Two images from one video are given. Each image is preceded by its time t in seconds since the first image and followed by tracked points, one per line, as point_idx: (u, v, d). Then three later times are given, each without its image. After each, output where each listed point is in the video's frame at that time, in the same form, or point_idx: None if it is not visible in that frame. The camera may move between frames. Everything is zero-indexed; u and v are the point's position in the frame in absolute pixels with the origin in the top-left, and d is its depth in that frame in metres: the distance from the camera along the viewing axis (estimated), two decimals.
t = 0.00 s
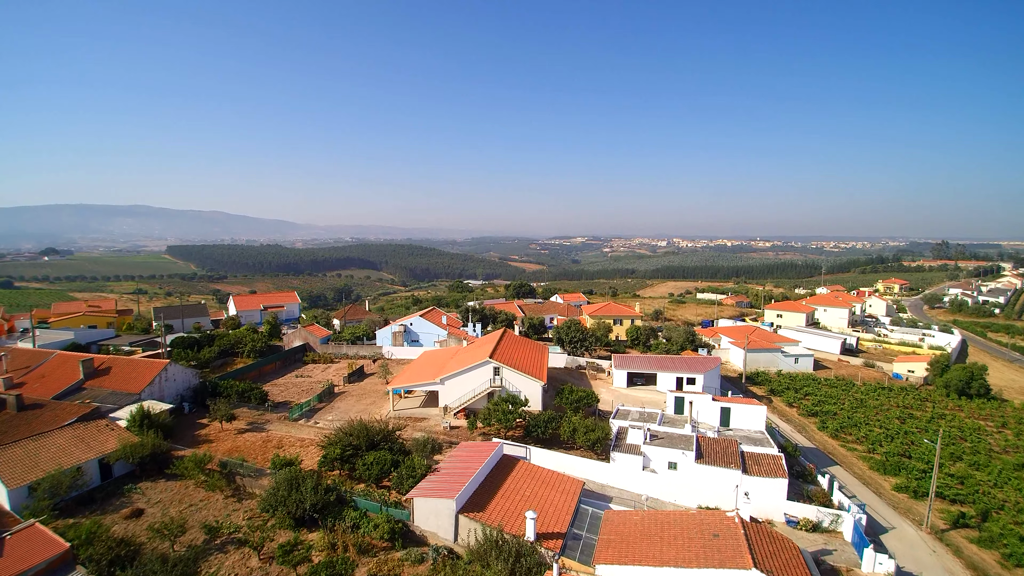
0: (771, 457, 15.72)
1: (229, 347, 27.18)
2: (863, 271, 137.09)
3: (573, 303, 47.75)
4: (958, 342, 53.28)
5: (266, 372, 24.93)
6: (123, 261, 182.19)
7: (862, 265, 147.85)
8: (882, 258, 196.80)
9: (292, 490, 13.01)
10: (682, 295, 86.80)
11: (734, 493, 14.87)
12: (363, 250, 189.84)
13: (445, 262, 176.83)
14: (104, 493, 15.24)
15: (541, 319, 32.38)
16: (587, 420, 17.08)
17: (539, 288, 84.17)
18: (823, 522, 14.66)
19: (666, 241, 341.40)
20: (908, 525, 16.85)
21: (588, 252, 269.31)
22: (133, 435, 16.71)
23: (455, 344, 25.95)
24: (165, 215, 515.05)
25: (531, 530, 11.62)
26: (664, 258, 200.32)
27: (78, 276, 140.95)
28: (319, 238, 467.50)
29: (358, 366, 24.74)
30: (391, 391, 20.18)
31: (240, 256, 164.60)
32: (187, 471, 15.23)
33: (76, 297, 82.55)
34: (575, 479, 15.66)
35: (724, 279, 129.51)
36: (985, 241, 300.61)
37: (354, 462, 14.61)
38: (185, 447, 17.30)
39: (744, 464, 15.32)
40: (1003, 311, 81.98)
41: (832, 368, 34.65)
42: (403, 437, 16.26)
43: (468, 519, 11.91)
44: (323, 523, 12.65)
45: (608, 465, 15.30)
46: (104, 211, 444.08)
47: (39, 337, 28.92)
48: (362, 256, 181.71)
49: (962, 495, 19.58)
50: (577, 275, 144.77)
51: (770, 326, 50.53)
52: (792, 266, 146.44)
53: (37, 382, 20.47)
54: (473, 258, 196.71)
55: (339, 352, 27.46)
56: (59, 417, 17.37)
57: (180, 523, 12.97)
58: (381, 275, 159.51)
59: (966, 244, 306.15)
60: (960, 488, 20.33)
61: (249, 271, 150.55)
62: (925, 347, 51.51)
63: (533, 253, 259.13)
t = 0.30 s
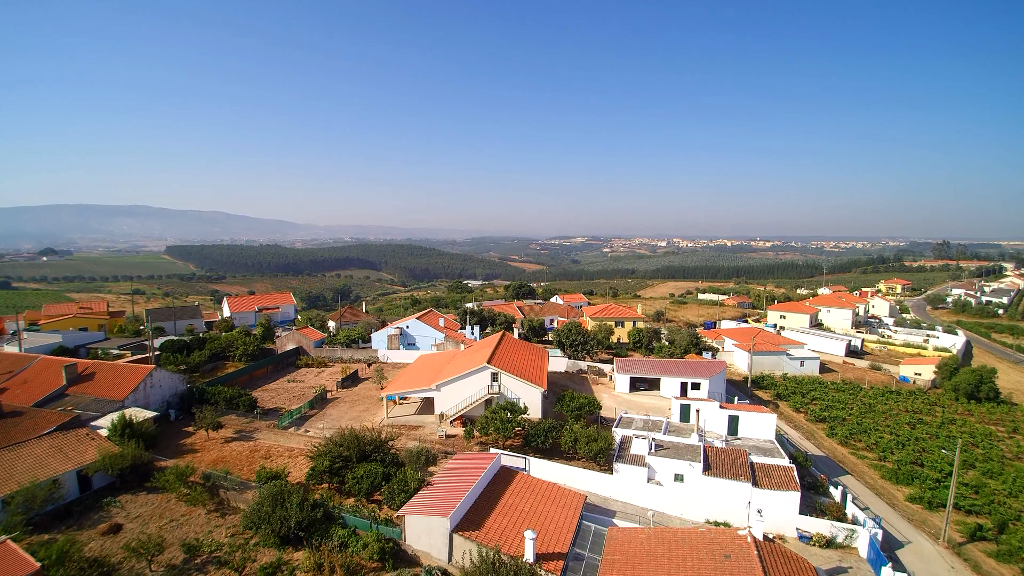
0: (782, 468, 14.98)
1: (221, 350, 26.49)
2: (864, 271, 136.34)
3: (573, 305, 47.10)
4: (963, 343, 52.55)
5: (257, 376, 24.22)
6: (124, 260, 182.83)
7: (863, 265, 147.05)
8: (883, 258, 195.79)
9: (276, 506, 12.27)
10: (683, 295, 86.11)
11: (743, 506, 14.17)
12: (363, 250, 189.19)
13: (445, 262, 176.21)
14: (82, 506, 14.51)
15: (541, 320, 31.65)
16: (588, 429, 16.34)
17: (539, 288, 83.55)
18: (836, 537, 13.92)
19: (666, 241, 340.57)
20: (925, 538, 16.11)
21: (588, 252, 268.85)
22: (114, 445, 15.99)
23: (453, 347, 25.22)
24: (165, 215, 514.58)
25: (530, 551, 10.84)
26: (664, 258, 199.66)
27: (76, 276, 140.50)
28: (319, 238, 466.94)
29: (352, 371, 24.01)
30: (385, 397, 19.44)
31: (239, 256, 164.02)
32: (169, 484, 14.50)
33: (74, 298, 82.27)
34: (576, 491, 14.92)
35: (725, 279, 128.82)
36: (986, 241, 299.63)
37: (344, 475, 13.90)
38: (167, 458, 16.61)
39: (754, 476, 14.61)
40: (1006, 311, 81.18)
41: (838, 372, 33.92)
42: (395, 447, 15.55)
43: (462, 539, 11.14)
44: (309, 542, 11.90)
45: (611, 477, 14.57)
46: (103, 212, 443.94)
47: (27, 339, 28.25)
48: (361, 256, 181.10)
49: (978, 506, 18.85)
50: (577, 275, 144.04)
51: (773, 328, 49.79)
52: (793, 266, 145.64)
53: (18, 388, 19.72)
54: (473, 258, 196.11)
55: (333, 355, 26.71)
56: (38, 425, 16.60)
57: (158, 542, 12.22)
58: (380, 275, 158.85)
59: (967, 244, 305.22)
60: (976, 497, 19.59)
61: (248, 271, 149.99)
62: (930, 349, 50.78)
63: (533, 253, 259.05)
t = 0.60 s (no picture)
0: (795, 481, 14.23)
1: (211, 353, 25.82)
2: (866, 271, 135.38)
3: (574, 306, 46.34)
4: (969, 345, 51.74)
5: (248, 381, 23.54)
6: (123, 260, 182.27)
7: (865, 266, 146.11)
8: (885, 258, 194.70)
9: (260, 523, 11.53)
10: (685, 296, 85.37)
11: (754, 521, 13.43)
12: (362, 250, 188.50)
13: (444, 262, 175.48)
14: (58, 521, 13.73)
15: (541, 323, 30.88)
16: (591, 439, 15.60)
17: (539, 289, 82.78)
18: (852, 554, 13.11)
19: (666, 241, 339.57)
20: (944, 554, 15.37)
21: (588, 253, 268.10)
22: (94, 456, 15.29)
23: (450, 351, 24.45)
24: (165, 215, 514.60)
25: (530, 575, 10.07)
26: (664, 258, 198.93)
27: (74, 276, 139.88)
28: (319, 238, 466.34)
29: (346, 376, 23.29)
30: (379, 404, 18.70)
31: (237, 256, 163.28)
32: (149, 499, 13.79)
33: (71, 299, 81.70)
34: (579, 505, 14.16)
35: (725, 279, 128.07)
36: (987, 241, 298.55)
37: (332, 490, 13.19)
38: (148, 470, 15.96)
39: (765, 489, 13.86)
40: (1011, 312, 80.24)
41: (845, 375, 33.17)
42: (387, 459, 14.85)
43: (457, 561, 10.40)
44: (294, 563, 11.15)
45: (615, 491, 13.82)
46: (103, 212, 443.53)
47: (13, 342, 27.52)
48: (361, 256, 180.34)
49: (997, 517, 18.09)
50: (578, 275, 143.32)
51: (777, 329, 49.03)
52: (794, 266, 144.83)
53: None
54: (473, 258, 195.38)
55: (327, 359, 25.98)
56: (15, 434, 15.83)
57: (134, 563, 11.48)
58: (380, 275, 158.22)
59: (968, 244, 303.62)
60: (993, 508, 18.84)
61: (246, 271, 149.30)
62: (936, 351, 50.03)
63: (533, 253, 258.49)
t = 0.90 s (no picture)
0: (809, 496, 13.47)
1: (201, 357, 25.20)
2: (868, 271, 134.56)
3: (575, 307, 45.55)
4: (976, 346, 50.94)
5: (238, 386, 22.88)
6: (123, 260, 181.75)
7: (866, 266, 145.25)
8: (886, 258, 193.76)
9: (240, 544, 10.78)
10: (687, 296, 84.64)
11: (766, 538, 12.69)
12: (362, 250, 187.72)
13: (444, 262, 174.71)
14: (32, 537, 12.93)
15: (542, 325, 30.13)
16: (594, 449, 14.86)
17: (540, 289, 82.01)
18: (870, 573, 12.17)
19: (667, 241, 338.69)
20: (965, 571, 14.61)
21: (588, 253, 267.26)
22: (72, 467, 14.53)
23: (448, 355, 23.68)
24: (164, 215, 513.71)
25: None
26: (665, 258, 198.12)
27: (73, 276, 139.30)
28: (319, 238, 465.84)
29: (339, 381, 22.55)
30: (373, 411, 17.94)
31: (236, 256, 162.57)
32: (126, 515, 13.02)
33: (68, 300, 81.11)
34: (582, 521, 13.42)
35: (727, 279, 127.29)
36: (988, 241, 297.06)
37: (320, 506, 12.48)
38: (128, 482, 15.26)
39: (778, 504, 13.10)
40: (1016, 313, 79.37)
41: (852, 379, 32.41)
42: (378, 471, 14.14)
43: None
44: None
45: (620, 505, 13.08)
46: (103, 212, 443.31)
47: None
48: (360, 256, 179.54)
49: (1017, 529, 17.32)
50: (578, 275, 142.48)
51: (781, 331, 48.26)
52: (795, 266, 143.97)
53: None
54: (473, 258, 194.64)
55: (321, 363, 25.24)
56: None
57: None
58: (379, 275, 157.39)
59: (969, 244, 302.75)
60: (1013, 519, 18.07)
61: (245, 271, 148.60)
62: (942, 353, 49.23)
63: (534, 253, 257.94)
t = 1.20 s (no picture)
0: (824, 511, 12.73)
1: (190, 361, 24.50)
2: (869, 271, 133.61)
3: (575, 309, 44.79)
4: (982, 348, 50.06)
5: (227, 392, 22.20)
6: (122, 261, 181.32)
7: (868, 266, 144.27)
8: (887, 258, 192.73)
9: (217, 566, 9.99)
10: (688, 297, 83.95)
11: (780, 556, 11.95)
12: (361, 250, 186.96)
13: (444, 262, 173.97)
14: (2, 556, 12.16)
15: (542, 328, 29.37)
16: (596, 461, 14.11)
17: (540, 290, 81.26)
18: None
19: (667, 241, 337.78)
20: None
21: (589, 253, 266.79)
22: (47, 479, 13.77)
23: (445, 359, 22.92)
24: (164, 215, 513.18)
25: None
26: (666, 258, 197.37)
27: (71, 276, 138.83)
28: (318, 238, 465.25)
29: (332, 386, 21.82)
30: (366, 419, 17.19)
31: (236, 256, 161.98)
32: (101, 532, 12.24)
33: (65, 301, 80.61)
34: (585, 538, 12.68)
35: (727, 280, 126.55)
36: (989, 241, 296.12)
37: (306, 523, 11.76)
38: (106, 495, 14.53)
39: (793, 521, 12.35)
40: (1020, 313, 78.43)
41: (860, 382, 31.67)
42: (369, 484, 13.43)
43: None
44: None
45: (624, 523, 12.35)
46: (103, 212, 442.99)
47: None
48: (360, 256, 178.88)
49: None
50: (578, 276, 141.68)
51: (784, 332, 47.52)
52: (796, 266, 143.08)
53: None
54: (473, 258, 193.95)
55: (314, 367, 24.50)
56: None
57: None
58: (378, 276, 156.62)
59: (970, 244, 301.77)
60: None
61: (244, 271, 148.05)
62: (948, 355, 48.43)
63: (534, 254, 257.68)
